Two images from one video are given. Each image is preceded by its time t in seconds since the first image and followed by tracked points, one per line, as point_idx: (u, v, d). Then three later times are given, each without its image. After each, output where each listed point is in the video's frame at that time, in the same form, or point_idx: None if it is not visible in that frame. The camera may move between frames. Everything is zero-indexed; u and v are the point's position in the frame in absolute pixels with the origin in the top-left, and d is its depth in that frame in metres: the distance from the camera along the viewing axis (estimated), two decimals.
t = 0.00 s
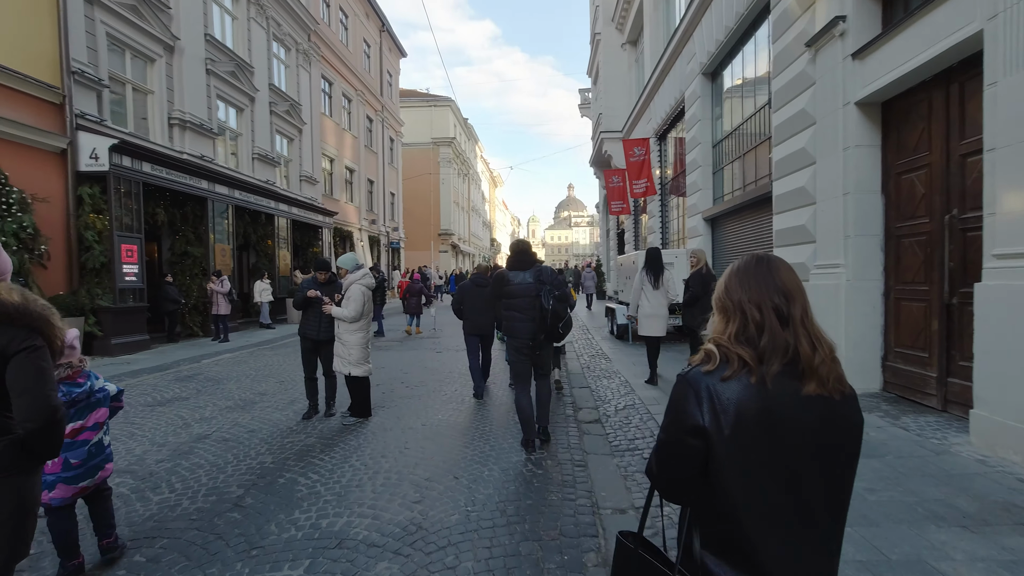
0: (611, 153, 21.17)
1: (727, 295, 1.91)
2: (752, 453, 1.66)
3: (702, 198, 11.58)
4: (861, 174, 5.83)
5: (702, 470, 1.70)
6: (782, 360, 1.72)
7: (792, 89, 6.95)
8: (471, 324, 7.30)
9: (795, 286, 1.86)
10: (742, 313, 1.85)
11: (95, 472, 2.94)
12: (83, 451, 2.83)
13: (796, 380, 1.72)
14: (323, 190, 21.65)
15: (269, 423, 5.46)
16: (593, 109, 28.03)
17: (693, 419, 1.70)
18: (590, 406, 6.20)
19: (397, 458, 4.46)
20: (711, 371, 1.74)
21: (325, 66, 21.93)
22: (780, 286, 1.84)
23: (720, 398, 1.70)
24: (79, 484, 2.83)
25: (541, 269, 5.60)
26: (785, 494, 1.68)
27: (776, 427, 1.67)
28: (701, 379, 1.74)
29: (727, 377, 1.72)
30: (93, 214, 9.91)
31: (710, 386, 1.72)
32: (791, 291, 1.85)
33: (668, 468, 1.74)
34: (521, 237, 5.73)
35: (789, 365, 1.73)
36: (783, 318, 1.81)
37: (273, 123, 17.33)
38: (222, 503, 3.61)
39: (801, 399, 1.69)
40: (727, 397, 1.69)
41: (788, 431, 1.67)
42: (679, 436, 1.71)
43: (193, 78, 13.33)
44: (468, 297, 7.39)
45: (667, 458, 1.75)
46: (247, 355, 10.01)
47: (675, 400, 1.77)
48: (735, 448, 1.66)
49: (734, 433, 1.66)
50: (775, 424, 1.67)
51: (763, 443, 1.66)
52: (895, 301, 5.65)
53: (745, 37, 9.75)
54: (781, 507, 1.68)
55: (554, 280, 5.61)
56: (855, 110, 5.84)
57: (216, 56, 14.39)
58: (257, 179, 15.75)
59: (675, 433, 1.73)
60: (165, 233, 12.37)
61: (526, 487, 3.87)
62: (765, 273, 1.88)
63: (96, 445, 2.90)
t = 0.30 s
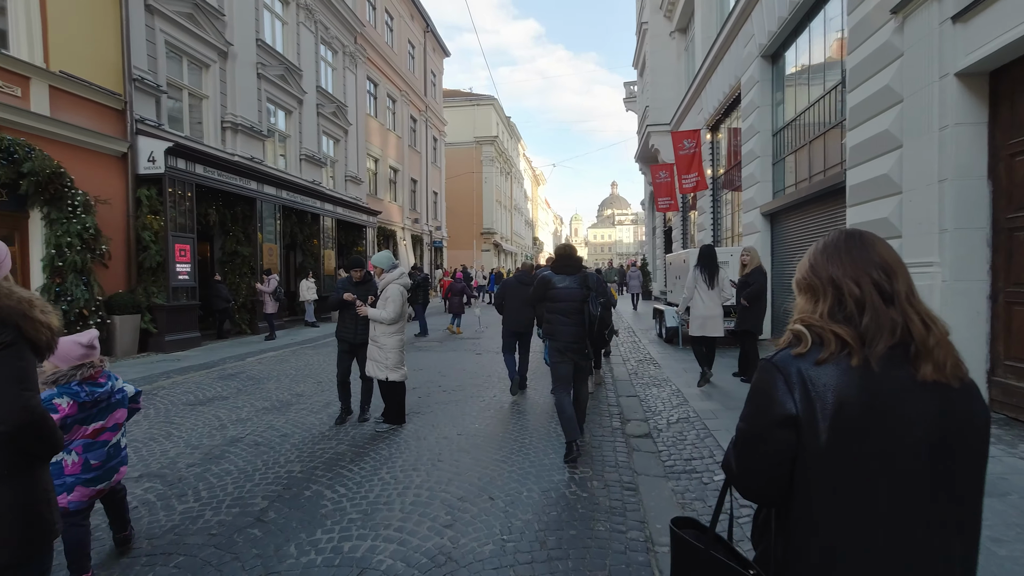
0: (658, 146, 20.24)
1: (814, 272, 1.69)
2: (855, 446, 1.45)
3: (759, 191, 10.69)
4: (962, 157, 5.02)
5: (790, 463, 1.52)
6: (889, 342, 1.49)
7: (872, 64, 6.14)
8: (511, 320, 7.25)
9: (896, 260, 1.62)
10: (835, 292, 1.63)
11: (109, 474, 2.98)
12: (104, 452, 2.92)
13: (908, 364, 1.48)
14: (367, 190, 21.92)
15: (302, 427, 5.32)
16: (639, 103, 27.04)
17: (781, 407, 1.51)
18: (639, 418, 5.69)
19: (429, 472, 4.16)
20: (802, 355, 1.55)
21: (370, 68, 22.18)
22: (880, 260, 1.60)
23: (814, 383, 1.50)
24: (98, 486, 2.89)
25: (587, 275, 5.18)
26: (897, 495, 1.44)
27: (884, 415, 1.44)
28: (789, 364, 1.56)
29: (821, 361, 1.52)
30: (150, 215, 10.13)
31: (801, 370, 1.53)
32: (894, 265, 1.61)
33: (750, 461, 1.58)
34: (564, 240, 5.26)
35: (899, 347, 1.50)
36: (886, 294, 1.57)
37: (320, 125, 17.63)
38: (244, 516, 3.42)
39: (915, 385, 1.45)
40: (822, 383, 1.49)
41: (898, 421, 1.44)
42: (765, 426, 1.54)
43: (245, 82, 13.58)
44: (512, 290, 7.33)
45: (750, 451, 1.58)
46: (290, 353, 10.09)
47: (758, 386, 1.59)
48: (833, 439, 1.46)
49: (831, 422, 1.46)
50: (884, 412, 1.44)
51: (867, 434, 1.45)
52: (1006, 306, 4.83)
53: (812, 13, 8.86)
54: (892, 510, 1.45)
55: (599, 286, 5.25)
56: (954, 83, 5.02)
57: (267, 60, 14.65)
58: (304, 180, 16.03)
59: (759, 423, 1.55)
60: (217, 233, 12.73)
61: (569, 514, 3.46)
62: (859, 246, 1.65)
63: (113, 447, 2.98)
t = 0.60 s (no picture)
0: (680, 142, 19.58)
1: (885, 281, 1.38)
2: (940, 493, 1.17)
3: (791, 186, 10.04)
4: None
5: (857, 507, 1.25)
6: (983, 373, 1.19)
7: (929, 41, 5.56)
8: (527, 320, 6.87)
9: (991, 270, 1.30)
10: (913, 306, 1.32)
11: (91, 490, 2.72)
12: (82, 467, 2.66)
13: (1006, 399, 1.18)
14: (383, 189, 21.70)
15: (305, 437, 4.99)
16: (660, 98, 26.35)
17: (847, 441, 1.24)
18: (667, 428, 5.21)
19: (438, 493, 3.75)
20: (871, 382, 1.26)
21: (386, 66, 21.93)
22: (977, 273, 1.28)
23: (889, 416, 1.22)
24: (71, 504, 2.63)
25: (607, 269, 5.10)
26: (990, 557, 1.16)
27: (977, 459, 1.16)
28: (857, 391, 1.27)
29: (898, 389, 1.23)
30: (162, 214, 9.95)
31: (873, 399, 1.24)
32: (989, 276, 1.29)
33: (808, 497, 1.33)
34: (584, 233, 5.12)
35: (994, 378, 1.20)
36: (979, 311, 1.26)
37: (335, 124, 17.41)
38: (231, 545, 3.07)
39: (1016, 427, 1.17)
40: (898, 417, 1.21)
41: (996, 468, 1.16)
42: (827, 461, 1.27)
43: (260, 80, 13.34)
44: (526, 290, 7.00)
45: (807, 487, 1.33)
46: (300, 356, 9.83)
47: (816, 412, 1.32)
48: (912, 484, 1.18)
49: (911, 464, 1.18)
50: (975, 456, 1.16)
51: (956, 480, 1.17)
52: None
53: None
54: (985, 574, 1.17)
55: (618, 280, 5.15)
56: None
57: (281, 57, 14.40)
58: (318, 179, 15.83)
59: (820, 457, 1.28)
60: (229, 233, 12.56)
61: (597, 548, 3.02)
62: (946, 250, 1.32)
63: (96, 461, 2.73)
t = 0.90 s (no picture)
0: (681, 141, 19.23)
1: (902, 267, 1.31)
2: (942, 487, 1.15)
3: (799, 184, 9.67)
4: None
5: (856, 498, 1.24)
6: (998, 366, 1.15)
7: (957, 25, 5.27)
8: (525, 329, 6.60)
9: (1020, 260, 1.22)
10: (930, 297, 1.26)
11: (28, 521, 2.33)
12: (10, 494, 2.28)
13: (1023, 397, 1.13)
14: (379, 190, 21.32)
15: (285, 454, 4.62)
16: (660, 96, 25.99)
17: (845, 432, 1.23)
18: (676, 441, 4.85)
19: (425, 522, 3.38)
20: (872, 373, 1.25)
21: (381, 65, 21.57)
22: (1002, 263, 1.21)
23: (889, 409, 1.20)
24: None
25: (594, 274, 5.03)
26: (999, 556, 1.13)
27: (981, 456, 1.13)
28: (858, 379, 1.26)
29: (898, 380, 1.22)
30: (146, 215, 9.59)
31: (872, 388, 1.23)
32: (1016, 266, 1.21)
33: (807, 488, 1.33)
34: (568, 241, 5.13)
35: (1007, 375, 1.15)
36: (1000, 304, 1.19)
37: (329, 123, 17.05)
38: None
39: None
40: (900, 409, 1.19)
41: (1007, 465, 1.12)
42: (826, 450, 1.27)
43: (251, 77, 12.96)
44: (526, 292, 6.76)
45: (805, 477, 1.33)
46: (289, 362, 9.46)
47: (816, 401, 1.32)
48: (910, 477, 1.17)
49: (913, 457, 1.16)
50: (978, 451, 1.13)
51: (956, 473, 1.15)
52: None
53: None
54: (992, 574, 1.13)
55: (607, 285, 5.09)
56: None
57: (273, 54, 14.01)
58: (312, 180, 15.46)
59: (819, 448, 1.28)
60: (219, 235, 12.16)
61: None
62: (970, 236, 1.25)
63: (30, 488, 2.33)
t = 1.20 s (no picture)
0: (679, 139, 18.90)
1: (915, 284, 1.19)
2: (961, 531, 1.04)
3: (804, 181, 9.29)
4: None
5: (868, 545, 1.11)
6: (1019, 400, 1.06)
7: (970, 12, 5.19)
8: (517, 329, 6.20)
9: None
10: (947, 320, 1.14)
11: None
12: None
13: None
14: (371, 189, 20.88)
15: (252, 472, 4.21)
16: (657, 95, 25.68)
17: (856, 474, 1.09)
18: (681, 456, 4.45)
19: (400, 557, 2.98)
20: (884, 406, 1.12)
21: (374, 61, 21.13)
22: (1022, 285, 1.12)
23: (904, 447, 1.07)
24: None
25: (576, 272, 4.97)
26: None
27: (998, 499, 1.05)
28: (866, 414, 1.13)
29: (912, 414, 1.10)
30: (122, 213, 9.15)
31: (883, 423, 1.11)
32: None
33: (813, 534, 1.19)
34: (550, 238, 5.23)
35: None
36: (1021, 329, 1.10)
37: (319, 120, 16.60)
38: None
39: None
40: (916, 447, 1.06)
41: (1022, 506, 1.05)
42: (834, 494, 1.13)
43: (236, 72, 12.50)
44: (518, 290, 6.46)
45: (808, 522, 1.19)
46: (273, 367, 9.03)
47: (821, 436, 1.18)
48: (930, 522, 1.05)
49: (931, 502, 1.05)
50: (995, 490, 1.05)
51: (976, 518, 1.05)
52: None
53: None
54: None
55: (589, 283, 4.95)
56: None
57: (259, 49, 13.56)
58: (301, 178, 15.02)
59: (827, 490, 1.14)
60: (202, 234, 11.68)
61: None
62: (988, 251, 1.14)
63: None
